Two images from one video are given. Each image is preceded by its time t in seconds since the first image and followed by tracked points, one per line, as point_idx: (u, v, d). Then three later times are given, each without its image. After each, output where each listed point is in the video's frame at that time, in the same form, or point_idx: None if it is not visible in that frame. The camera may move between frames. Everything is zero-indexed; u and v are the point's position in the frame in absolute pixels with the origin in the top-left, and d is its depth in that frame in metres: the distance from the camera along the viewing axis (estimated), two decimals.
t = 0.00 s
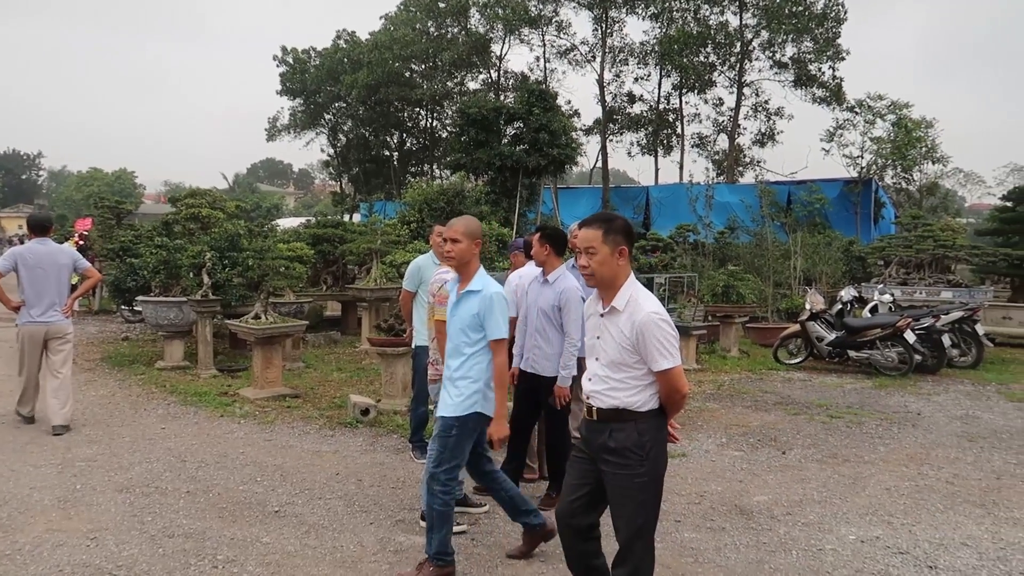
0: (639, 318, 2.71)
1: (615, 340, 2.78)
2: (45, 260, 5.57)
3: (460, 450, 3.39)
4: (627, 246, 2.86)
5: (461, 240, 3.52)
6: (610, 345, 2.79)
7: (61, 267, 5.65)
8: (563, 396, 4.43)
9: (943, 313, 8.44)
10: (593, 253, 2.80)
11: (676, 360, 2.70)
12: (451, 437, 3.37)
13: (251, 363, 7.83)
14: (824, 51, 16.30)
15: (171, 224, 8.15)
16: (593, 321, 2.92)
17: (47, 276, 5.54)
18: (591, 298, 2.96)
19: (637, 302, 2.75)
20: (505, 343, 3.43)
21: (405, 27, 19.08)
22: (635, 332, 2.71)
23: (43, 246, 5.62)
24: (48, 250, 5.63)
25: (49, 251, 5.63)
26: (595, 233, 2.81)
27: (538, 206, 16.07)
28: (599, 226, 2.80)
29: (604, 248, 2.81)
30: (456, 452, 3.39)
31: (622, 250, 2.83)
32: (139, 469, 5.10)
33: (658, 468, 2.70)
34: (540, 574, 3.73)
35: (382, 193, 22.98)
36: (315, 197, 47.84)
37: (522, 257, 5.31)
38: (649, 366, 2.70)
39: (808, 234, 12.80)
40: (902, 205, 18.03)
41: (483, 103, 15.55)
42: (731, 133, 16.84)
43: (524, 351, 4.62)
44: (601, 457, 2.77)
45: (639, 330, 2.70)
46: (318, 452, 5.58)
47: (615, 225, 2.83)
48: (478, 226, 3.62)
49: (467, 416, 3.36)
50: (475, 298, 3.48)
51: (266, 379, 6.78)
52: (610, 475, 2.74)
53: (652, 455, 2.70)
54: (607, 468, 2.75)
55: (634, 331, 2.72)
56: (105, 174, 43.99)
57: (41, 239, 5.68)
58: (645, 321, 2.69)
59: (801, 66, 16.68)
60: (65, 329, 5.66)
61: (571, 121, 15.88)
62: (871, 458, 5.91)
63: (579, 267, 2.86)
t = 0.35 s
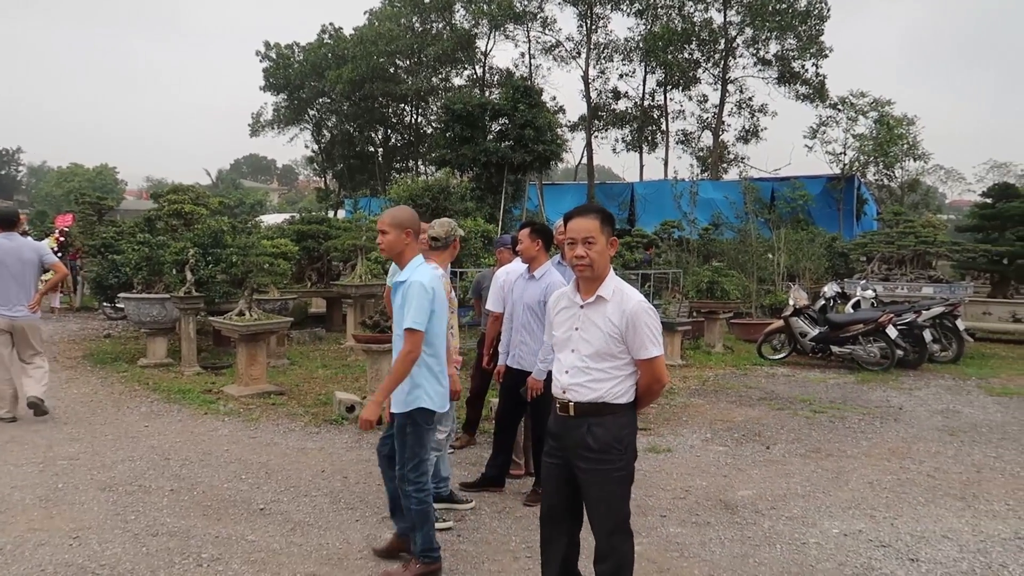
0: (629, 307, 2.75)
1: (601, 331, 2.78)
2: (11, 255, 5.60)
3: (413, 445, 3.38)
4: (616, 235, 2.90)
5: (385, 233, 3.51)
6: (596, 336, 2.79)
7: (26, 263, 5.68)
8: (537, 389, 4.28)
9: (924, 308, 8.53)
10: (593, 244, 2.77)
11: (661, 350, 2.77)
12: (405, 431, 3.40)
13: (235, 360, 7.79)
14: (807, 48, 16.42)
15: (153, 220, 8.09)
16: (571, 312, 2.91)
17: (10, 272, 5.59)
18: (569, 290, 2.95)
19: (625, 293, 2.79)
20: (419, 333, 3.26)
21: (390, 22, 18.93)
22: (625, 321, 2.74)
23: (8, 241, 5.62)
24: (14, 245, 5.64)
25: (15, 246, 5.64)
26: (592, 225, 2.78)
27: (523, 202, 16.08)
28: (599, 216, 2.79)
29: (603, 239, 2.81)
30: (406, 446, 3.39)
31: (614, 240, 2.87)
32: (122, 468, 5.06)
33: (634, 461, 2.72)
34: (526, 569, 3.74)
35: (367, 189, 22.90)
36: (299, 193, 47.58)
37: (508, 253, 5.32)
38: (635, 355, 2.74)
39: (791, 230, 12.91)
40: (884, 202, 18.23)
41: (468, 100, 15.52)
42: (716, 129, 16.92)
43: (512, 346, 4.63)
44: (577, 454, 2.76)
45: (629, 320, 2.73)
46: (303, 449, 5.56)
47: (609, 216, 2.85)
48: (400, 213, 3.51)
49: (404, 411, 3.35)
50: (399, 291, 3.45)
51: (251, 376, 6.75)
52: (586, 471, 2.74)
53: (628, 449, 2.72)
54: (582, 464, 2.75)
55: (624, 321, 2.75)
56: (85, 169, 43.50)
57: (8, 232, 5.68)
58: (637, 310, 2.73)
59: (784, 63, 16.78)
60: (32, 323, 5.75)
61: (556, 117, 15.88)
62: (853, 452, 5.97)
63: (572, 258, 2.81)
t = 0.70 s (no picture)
0: (608, 301, 2.77)
1: (581, 326, 2.80)
2: None
3: (361, 444, 3.37)
4: (598, 233, 2.93)
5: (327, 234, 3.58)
6: (576, 331, 2.80)
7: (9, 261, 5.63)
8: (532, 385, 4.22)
9: (910, 304, 8.58)
10: (577, 239, 2.79)
11: (638, 345, 2.78)
12: (354, 433, 3.40)
13: (223, 358, 7.76)
14: (794, 45, 16.49)
15: (140, 217, 8.05)
16: (550, 308, 2.93)
17: None
18: (548, 286, 2.97)
19: (604, 287, 2.81)
20: (351, 331, 3.32)
21: (378, 18, 18.82)
22: (604, 316, 2.76)
23: None
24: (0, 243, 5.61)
25: None
26: (578, 220, 2.80)
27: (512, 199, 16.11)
28: (584, 213, 2.81)
29: (587, 236, 2.84)
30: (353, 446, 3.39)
31: (595, 238, 2.90)
32: (110, 467, 5.03)
33: (612, 456, 2.74)
34: (515, 566, 3.75)
35: (355, 186, 22.85)
36: (287, 190, 47.34)
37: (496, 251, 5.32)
38: (614, 349, 2.76)
39: (779, 227, 12.99)
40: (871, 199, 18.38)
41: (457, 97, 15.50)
42: (704, 127, 16.97)
43: (504, 343, 4.61)
44: (555, 451, 2.78)
45: (608, 313, 2.75)
46: (292, 447, 5.55)
47: (594, 213, 2.88)
48: (343, 213, 3.57)
49: (345, 411, 3.38)
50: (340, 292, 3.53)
51: (239, 374, 6.73)
52: (564, 468, 2.75)
53: (606, 445, 2.73)
54: (560, 462, 2.76)
55: (603, 316, 2.76)
56: (70, 166, 43.11)
57: None
58: (615, 305, 2.75)
59: (772, 60, 16.84)
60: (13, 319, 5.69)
61: (545, 114, 15.88)
62: (840, 447, 6.01)
63: (556, 252, 2.82)
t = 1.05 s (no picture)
0: (587, 297, 2.78)
1: (562, 323, 2.81)
2: None
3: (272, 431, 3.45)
4: (576, 230, 2.95)
5: (273, 224, 3.68)
6: (556, 328, 2.81)
7: None
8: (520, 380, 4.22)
9: (893, 302, 8.63)
10: (554, 238, 2.81)
11: (619, 340, 2.79)
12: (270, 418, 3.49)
13: (207, 357, 7.72)
14: (779, 44, 16.57)
15: (123, 215, 7.98)
16: (529, 306, 2.94)
17: None
18: (527, 285, 2.98)
19: (582, 284, 2.82)
20: (280, 319, 3.41)
21: (363, 15, 18.72)
22: (584, 312, 2.77)
23: None
24: None
25: None
26: (555, 219, 2.83)
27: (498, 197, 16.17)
28: (560, 210, 2.84)
29: (565, 233, 2.86)
30: (274, 431, 3.45)
31: (574, 234, 2.92)
32: (93, 467, 4.99)
33: (596, 453, 2.74)
34: (501, 564, 3.76)
35: (341, 184, 22.76)
36: (272, 188, 47.03)
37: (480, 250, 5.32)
38: (595, 345, 2.77)
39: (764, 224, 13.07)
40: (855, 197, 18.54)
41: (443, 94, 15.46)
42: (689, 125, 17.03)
43: (492, 341, 4.61)
44: (539, 449, 2.79)
45: (588, 310, 2.76)
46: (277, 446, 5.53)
47: (570, 210, 2.90)
48: (286, 204, 3.65)
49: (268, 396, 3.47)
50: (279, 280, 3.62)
51: (224, 373, 6.71)
52: (549, 466, 2.75)
53: (590, 441, 2.74)
54: (545, 459, 2.76)
55: (583, 312, 2.77)
56: (51, 163, 42.63)
57: None
58: (595, 302, 2.76)
59: (757, 59, 16.91)
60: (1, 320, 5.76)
61: (531, 112, 15.87)
62: (824, 444, 6.06)
63: (534, 251, 2.84)
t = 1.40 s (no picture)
0: (572, 298, 2.80)
1: (547, 324, 2.82)
2: None
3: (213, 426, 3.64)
4: (554, 232, 2.97)
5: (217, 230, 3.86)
6: (541, 330, 2.82)
7: None
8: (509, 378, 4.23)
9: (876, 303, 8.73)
10: (535, 240, 2.82)
11: (604, 340, 2.82)
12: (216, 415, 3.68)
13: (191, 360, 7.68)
14: (762, 48, 16.68)
15: (105, 217, 7.92)
16: (513, 310, 2.94)
17: None
18: (511, 288, 2.97)
19: (567, 286, 2.84)
20: (214, 322, 3.56)
21: (348, 17, 18.66)
22: (570, 313, 2.79)
23: None
24: None
25: None
26: (533, 222, 2.84)
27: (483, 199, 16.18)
28: (538, 213, 2.85)
29: (544, 235, 2.87)
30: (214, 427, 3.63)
31: (552, 236, 2.94)
32: (74, 472, 4.94)
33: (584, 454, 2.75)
34: (487, 567, 3.76)
35: (326, 186, 22.68)
36: (256, 189, 46.77)
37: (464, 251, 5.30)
38: (581, 345, 2.79)
39: (748, 227, 13.16)
40: (839, 200, 18.71)
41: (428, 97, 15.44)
42: (674, 128, 17.11)
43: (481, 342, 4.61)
44: (527, 451, 2.79)
45: (574, 311, 2.78)
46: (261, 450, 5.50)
47: (547, 212, 2.92)
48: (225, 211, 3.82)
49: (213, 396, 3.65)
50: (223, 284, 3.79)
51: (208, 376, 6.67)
52: (537, 468, 2.76)
53: (577, 442, 2.75)
54: (534, 461, 2.76)
55: (568, 313, 2.79)
56: (31, 165, 42.18)
57: None
58: (579, 302, 2.78)
59: (741, 62, 17.02)
60: None
61: (517, 115, 15.89)
62: (808, 445, 6.10)
63: (515, 254, 2.84)
